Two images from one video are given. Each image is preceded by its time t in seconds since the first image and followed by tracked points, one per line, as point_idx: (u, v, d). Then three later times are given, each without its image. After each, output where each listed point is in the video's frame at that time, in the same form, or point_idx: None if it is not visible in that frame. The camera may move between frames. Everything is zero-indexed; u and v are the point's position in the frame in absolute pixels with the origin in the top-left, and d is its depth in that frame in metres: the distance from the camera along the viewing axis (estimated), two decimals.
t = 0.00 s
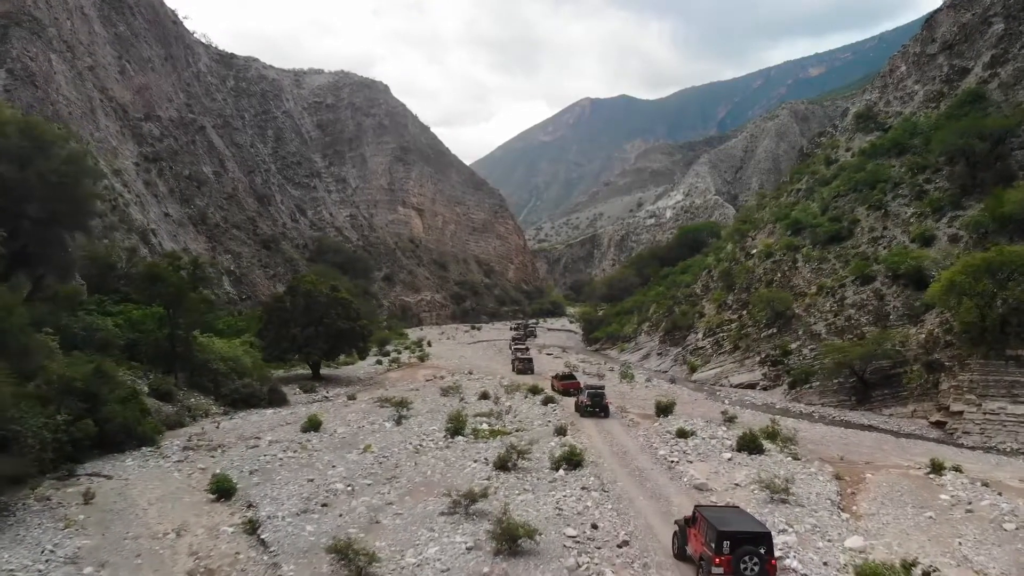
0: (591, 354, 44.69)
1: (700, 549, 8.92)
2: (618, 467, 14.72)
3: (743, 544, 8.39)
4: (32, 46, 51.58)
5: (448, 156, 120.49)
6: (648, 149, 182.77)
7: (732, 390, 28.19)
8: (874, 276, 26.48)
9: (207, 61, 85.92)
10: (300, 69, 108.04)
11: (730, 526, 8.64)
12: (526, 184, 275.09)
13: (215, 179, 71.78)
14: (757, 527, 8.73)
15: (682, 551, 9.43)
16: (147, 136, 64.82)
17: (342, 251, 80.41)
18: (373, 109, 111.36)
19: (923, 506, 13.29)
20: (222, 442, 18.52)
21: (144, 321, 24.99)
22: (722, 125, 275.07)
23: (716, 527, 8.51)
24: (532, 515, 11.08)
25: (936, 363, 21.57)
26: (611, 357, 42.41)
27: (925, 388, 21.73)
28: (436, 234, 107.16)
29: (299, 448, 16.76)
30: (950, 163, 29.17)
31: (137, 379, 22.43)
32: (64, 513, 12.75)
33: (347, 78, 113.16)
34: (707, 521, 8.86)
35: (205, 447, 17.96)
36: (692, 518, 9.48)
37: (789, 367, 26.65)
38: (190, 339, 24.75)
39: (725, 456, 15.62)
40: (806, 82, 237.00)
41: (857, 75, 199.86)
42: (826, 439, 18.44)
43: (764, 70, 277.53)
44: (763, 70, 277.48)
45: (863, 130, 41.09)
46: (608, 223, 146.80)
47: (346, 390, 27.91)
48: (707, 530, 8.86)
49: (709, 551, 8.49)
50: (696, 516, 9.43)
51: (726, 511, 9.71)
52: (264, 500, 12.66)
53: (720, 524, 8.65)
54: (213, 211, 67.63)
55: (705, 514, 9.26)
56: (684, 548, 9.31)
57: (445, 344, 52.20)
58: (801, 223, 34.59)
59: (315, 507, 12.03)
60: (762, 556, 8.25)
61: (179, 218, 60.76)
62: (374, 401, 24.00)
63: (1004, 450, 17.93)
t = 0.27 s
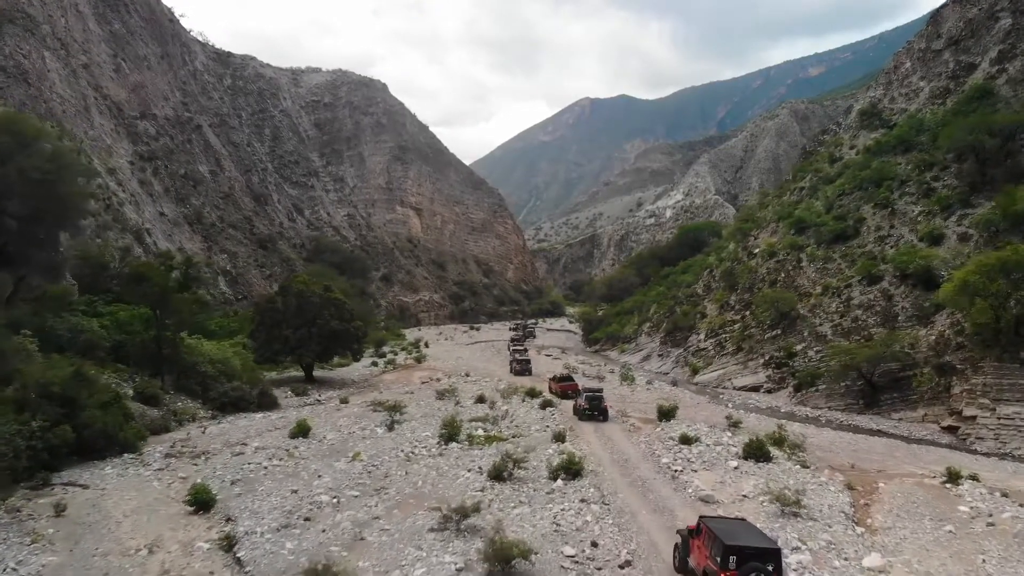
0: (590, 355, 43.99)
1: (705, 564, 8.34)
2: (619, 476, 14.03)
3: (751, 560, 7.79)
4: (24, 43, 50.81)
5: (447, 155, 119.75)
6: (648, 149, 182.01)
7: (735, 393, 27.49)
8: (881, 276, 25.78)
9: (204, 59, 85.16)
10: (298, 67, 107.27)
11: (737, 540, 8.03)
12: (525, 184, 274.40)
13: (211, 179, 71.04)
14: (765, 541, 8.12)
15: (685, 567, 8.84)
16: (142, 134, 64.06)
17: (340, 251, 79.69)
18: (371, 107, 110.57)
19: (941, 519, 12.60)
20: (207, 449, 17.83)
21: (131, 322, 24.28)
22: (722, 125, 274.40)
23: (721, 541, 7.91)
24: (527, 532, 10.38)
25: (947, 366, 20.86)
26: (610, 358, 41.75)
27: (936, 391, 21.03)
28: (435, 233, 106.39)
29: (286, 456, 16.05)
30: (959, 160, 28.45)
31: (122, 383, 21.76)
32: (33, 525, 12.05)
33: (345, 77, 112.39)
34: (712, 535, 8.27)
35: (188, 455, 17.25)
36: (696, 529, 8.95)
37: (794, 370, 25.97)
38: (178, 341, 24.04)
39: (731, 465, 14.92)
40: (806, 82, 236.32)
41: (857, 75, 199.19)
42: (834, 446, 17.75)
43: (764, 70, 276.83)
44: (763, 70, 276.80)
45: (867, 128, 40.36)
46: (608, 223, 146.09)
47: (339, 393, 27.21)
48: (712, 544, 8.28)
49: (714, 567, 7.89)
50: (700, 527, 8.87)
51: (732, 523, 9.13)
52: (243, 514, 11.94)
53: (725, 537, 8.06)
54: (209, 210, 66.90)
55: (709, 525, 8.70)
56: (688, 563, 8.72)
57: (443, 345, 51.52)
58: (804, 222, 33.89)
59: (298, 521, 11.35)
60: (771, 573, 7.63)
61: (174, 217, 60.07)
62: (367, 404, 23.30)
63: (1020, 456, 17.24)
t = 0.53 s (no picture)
0: (590, 356, 43.26)
1: None
2: (620, 486, 13.30)
3: None
4: (17, 40, 50.09)
5: (446, 155, 118.97)
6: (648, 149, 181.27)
7: (739, 396, 26.75)
8: (889, 276, 25.04)
9: (200, 57, 84.41)
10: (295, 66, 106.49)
11: (743, 556, 7.38)
12: (525, 184, 273.71)
13: (208, 178, 70.27)
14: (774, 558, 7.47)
15: None
16: (138, 133, 63.31)
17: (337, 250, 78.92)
18: (369, 106, 109.76)
19: (962, 533, 11.88)
20: (190, 456, 17.14)
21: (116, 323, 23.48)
22: (721, 125, 273.77)
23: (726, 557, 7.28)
24: (522, 551, 9.66)
25: (959, 369, 20.12)
26: (610, 360, 41.05)
27: (948, 395, 20.31)
28: (434, 233, 105.63)
29: (271, 465, 15.31)
30: (968, 157, 27.71)
31: (105, 386, 21.06)
32: None
33: (343, 75, 111.59)
34: (716, 551, 7.64)
35: (170, 462, 16.54)
36: (699, 545, 8.33)
37: (800, 372, 25.26)
38: (165, 343, 23.29)
39: (739, 474, 14.20)
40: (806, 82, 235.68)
41: (857, 75, 198.58)
42: (845, 453, 17.02)
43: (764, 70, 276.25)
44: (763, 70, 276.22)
45: (872, 125, 39.61)
46: (607, 223, 145.35)
47: (332, 396, 26.48)
48: (715, 560, 7.66)
49: None
50: (704, 541, 8.26)
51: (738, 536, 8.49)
52: (221, 529, 11.23)
53: (731, 554, 7.41)
54: (205, 210, 66.15)
55: (713, 539, 8.08)
56: None
57: (440, 346, 50.78)
58: (809, 220, 33.16)
59: (278, 537, 10.63)
60: None
61: (169, 217, 59.36)
62: (360, 408, 22.61)
63: None
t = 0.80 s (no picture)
0: (589, 358, 42.52)
1: None
2: (622, 499, 12.55)
3: None
4: (10, 37, 49.37)
5: (445, 154, 118.16)
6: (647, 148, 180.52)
7: (743, 399, 26.00)
8: (898, 276, 24.30)
9: (197, 55, 83.65)
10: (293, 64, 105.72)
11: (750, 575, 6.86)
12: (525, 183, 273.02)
13: (204, 177, 69.52)
14: None
15: None
16: (133, 131, 62.58)
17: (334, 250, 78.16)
18: (368, 105, 108.90)
19: (986, 549, 11.15)
20: (172, 464, 16.41)
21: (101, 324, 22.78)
22: (722, 125, 273.09)
23: None
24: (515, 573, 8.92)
25: (973, 372, 19.38)
26: (610, 361, 40.31)
27: (962, 399, 19.56)
28: (432, 233, 104.87)
29: (255, 475, 14.57)
30: (978, 153, 26.95)
31: (88, 390, 20.34)
32: None
33: (342, 74, 110.77)
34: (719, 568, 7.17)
35: (150, 471, 15.83)
36: (700, 560, 7.89)
37: (806, 375, 24.52)
38: (151, 345, 22.54)
39: (747, 485, 13.47)
40: (806, 82, 235.08)
41: (857, 75, 197.94)
42: (856, 461, 16.29)
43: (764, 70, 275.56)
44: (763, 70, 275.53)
45: (877, 122, 38.85)
46: (607, 223, 144.58)
47: (324, 399, 25.74)
48: None
49: None
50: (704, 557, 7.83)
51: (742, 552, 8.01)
52: (195, 546, 10.52)
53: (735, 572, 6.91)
54: (200, 209, 65.40)
55: (714, 555, 7.63)
56: None
57: (438, 347, 50.04)
58: (814, 218, 32.41)
59: (255, 556, 9.91)
60: None
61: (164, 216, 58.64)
62: (352, 413, 21.85)
63: None
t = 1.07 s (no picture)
0: (590, 359, 41.77)
1: None
2: (624, 512, 11.81)
3: None
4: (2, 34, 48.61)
5: (444, 153, 117.32)
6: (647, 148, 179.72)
7: (747, 402, 25.26)
8: (908, 276, 23.56)
9: (194, 54, 82.88)
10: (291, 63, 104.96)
11: None
12: (524, 183, 272.24)
13: (200, 176, 68.77)
14: None
15: None
16: (128, 130, 61.81)
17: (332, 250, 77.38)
18: (366, 103, 108.02)
19: (1014, 567, 10.39)
20: (152, 474, 15.68)
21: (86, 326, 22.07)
22: (721, 124, 272.36)
23: None
24: None
25: (988, 376, 18.62)
26: (611, 362, 39.54)
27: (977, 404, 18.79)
28: (431, 232, 104.09)
29: (237, 487, 13.81)
30: (989, 149, 26.16)
31: (70, 394, 19.60)
32: None
33: (340, 72, 109.95)
34: None
35: (128, 481, 15.09)
36: None
37: (813, 378, 23.78)
38: (137, 347, 21.79)
39: (757, 497, 12.73)
40: (806, 82, 234.40)
41: (856, 75, 197.45)
42: (870, 471, 15.52)
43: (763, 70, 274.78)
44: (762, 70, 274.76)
45: (882, 118, 38.06)
46: (607, 223, 143.79)
47: (316, 403, 25.00)
48: None
49: None
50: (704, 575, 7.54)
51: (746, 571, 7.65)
52: (166, 567, 9.81)
53: None
54: (196, 208, 64.63)
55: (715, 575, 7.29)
56: None
57: (436, 348, 49.32)
58: (819, 217, 31.68)
59: None
60: None
61: (159, 215, 57.95)
62: (343, 417, 21.11)
63: None
